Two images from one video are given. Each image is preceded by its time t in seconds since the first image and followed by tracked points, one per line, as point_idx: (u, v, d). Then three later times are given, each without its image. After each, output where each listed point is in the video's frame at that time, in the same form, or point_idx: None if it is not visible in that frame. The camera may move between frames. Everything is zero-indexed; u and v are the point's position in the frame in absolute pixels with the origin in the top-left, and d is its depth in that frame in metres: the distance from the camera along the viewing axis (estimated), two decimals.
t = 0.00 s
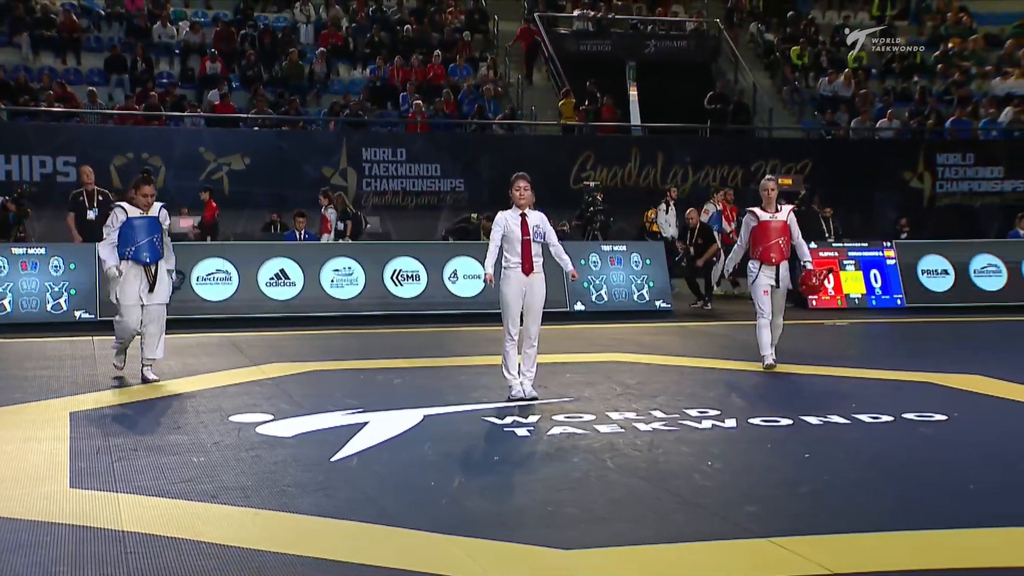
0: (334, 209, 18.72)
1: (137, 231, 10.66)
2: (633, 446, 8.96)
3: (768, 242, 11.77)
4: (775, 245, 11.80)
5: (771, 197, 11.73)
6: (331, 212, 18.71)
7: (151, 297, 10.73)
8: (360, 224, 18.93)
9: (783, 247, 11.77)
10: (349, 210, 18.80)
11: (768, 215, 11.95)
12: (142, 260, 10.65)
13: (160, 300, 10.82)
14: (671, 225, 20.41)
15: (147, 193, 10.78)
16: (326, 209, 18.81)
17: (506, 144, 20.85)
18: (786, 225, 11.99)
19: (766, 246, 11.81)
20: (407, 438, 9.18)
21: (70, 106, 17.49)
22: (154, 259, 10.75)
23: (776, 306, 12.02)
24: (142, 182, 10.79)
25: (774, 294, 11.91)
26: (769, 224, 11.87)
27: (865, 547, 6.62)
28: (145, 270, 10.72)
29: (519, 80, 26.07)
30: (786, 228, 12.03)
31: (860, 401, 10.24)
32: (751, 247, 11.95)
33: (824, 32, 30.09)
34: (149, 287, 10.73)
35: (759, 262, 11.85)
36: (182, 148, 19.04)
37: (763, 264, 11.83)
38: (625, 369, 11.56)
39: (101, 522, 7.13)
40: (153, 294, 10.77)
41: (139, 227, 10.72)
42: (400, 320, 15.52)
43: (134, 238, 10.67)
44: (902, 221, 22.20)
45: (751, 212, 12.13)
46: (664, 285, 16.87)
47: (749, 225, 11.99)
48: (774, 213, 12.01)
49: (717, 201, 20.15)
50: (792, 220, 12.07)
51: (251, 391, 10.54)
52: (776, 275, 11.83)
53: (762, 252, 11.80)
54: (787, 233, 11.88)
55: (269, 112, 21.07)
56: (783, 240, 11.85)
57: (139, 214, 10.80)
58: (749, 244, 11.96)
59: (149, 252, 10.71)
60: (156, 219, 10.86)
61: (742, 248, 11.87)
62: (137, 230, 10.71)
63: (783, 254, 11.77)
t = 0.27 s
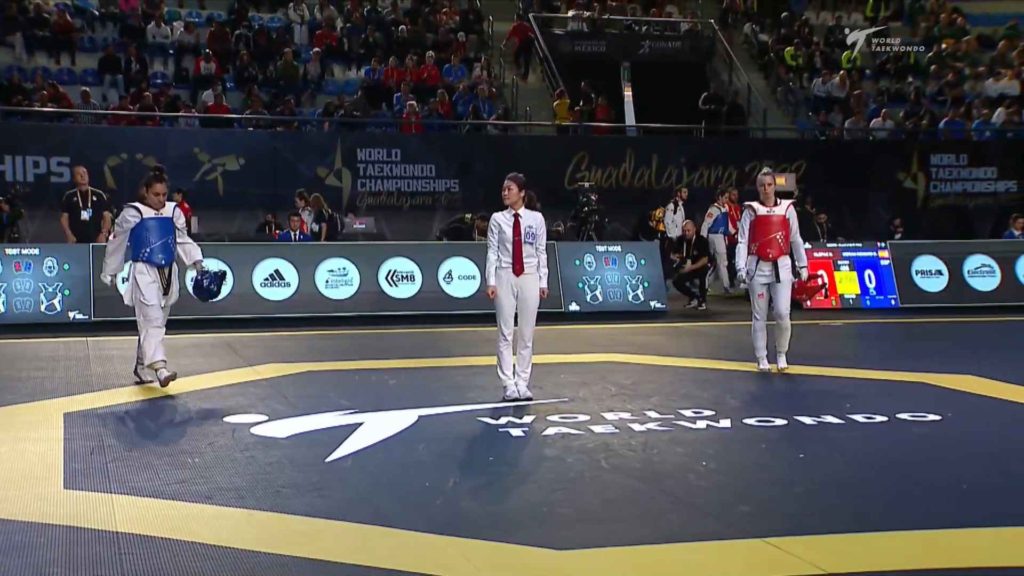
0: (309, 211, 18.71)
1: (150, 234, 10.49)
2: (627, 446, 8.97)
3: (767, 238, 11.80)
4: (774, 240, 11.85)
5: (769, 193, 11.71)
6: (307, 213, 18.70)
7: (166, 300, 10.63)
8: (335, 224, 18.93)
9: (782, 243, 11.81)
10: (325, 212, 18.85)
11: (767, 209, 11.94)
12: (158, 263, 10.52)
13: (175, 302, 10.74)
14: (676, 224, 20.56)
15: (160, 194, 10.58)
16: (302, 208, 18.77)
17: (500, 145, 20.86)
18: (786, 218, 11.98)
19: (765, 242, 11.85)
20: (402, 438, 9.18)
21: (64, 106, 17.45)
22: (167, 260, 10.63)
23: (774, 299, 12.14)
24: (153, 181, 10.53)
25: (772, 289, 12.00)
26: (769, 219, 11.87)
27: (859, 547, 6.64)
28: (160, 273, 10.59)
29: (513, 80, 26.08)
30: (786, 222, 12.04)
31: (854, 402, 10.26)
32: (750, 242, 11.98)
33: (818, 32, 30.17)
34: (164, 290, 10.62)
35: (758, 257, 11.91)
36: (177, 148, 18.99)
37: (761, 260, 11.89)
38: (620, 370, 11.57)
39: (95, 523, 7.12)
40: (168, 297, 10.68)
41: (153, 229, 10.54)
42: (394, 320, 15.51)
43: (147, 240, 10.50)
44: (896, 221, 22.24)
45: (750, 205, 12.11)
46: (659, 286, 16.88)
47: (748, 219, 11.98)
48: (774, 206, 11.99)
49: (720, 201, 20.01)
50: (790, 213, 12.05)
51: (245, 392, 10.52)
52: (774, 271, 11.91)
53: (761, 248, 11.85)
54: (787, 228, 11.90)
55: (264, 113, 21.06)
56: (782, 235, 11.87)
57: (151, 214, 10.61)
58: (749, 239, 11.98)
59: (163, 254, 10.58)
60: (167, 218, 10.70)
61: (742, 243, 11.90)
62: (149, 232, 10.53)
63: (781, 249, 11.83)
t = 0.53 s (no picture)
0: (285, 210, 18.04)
1: (166, 237, 10.22)
2: (623, 447, 8.96)
3: (767, 246, 11.53)
4: (775, 248, 11.57)
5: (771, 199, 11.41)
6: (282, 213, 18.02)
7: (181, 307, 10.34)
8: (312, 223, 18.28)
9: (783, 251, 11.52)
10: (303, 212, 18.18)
11: (769, 217, 11.67)
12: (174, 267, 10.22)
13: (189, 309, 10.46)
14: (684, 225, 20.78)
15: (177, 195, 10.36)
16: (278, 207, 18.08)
17: (495, 146, 20.87)
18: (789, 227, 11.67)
19: (766, 250, 11.58)
20: (397, 440, 9.18)
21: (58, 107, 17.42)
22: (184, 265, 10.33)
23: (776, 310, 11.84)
24: (171, 183, 10.34)
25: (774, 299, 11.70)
26: (770, 227, 11.60)
27: (854, 548, 6.65)
28: (176, 278, 10.29)
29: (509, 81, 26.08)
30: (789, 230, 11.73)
31: (848, 402, 10.27)
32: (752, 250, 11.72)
33: (813, 33, 30.21)
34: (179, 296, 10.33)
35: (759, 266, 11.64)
36: (172, 150, 18.96)
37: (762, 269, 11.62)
38: (615, 371, 11.58)
39: (89, 524, 7.10)
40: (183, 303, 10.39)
41: (169, 232, 10.28)
42: (390, 321, 15.51)
43: (163, 244, 10.23)
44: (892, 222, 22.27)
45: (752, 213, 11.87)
46: (654, 287, 16.90)
47: (749, 228, 11.73)
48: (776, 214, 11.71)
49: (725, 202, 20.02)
50: (794, 221, 11.74)
51: (240, 394, 10.52)
52: (775, 280, 11.62)
53: (762, 257, 11.59)
54: (789, 236, 11.60)
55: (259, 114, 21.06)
56: (783, 243, 11.59)
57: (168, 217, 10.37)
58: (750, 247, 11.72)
59: (179, 258, 10.28)
60: (184, 222, 10.44)
61: (742, 252, 11.66)
62: (165, 235, 10.26)
63: (783, 258, 11.54)
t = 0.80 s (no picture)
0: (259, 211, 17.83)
1: (180, 234, 10.06)
2: (620, 449, 8.89)
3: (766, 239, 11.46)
4: (775, 243, 11.47)
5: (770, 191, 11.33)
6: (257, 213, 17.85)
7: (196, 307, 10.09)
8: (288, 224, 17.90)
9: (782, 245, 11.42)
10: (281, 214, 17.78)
11: (769, 211, 11.61)
12: (188, 265, 10.05)
13: (204, 309, 10.14)
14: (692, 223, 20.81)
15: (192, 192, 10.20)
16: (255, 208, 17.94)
17: (492, 145, 20.79)
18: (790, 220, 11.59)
19: (766, 244, 11.50)
20: (393, 441, 9.10)
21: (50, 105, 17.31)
22: (198, 264, 10.14)
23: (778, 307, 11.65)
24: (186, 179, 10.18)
25: (775, 295, 11.54)
26: (770, 221, 11.53)
27: (857, 551, 6.56)
28: (191, 277, 10.11)
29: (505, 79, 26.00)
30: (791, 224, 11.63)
31: (848, 404, 10.21)
32: (753, 245, 11.66)
33: (812, 31, 30.19)
34: (194, 296, 10.11)
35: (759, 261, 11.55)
36: (165, 148, 18.85)
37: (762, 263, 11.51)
38: (612, 372, 11.51)
39: (81, 528, 7.01)
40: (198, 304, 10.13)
41: (183, 230, 10.12)
42: (385, 321, 15.41)
43: (178, 242, 10.07)
44: (891, 222, 22.23)
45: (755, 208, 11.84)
46: (652, 287, 16.83)
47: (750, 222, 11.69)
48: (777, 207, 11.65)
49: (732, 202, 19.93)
50: (796, 213, 11.67)
51: (235, 395, 10.43)
52: (776, 275, 11.48)
53: (761, 251, 11.51)
54: (790, 230, 11.51)
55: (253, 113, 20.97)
56: (783, 237, 11.49)
57: (183, 215, 10.22)
58: (751, 241, 11.66)
59: (194, 256, 10.11)
60: (199, 220, 10.26)
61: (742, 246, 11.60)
62: (179, 233, 10.10)
63: (782, 252, 11.43)
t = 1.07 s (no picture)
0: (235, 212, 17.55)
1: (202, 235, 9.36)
2: (620, 454, 8.65)
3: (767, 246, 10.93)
4: (775, 249, 10.97)
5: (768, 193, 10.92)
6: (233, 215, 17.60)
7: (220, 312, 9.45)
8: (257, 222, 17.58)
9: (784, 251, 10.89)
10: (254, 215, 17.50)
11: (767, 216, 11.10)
12: (212, 268, 9.35)
13: (228, 315, 9.50)
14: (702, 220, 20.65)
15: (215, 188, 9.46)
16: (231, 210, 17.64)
17: (488, 141, 20.55)
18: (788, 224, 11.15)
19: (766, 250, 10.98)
20: (387, 446, 8.85)
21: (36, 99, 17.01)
22: (222, 266, 9.45)
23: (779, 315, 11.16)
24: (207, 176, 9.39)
25: (776, 304, 11.04)
26: (769, 226, 11.01)
27: (867, 559, 6.33)
28: (215, 279, 9.45)
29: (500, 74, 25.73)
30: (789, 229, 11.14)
31: (854, 407, 9.97)
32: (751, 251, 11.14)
33: (817, 24, 29.96)
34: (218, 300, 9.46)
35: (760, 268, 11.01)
36: (154, 144, 18.62)
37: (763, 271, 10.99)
38: (612, 374, 11.26)
39: (62, 536, 6.75)
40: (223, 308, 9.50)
41: (205, 229, 9.41)
42: (380, 322, 15.16)
43: (199, 243, 9.38)
44: (897, 221, 22.03)
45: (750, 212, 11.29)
46: (652, 287, 16.59)
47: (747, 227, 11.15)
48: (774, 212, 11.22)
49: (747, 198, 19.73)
50: (795, 216, 11.41)
51: (224, 399, 10.16)
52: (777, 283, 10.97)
53: (762, 258, 10.97)
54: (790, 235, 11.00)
55: (244, 109, 20.69)
56: (785, 243, 10.98)
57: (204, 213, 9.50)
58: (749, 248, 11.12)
59: (217, 258, 9.41)
60: (219, 219, 9.54)
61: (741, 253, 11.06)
62: (200, 233, 9.40)
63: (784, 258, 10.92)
